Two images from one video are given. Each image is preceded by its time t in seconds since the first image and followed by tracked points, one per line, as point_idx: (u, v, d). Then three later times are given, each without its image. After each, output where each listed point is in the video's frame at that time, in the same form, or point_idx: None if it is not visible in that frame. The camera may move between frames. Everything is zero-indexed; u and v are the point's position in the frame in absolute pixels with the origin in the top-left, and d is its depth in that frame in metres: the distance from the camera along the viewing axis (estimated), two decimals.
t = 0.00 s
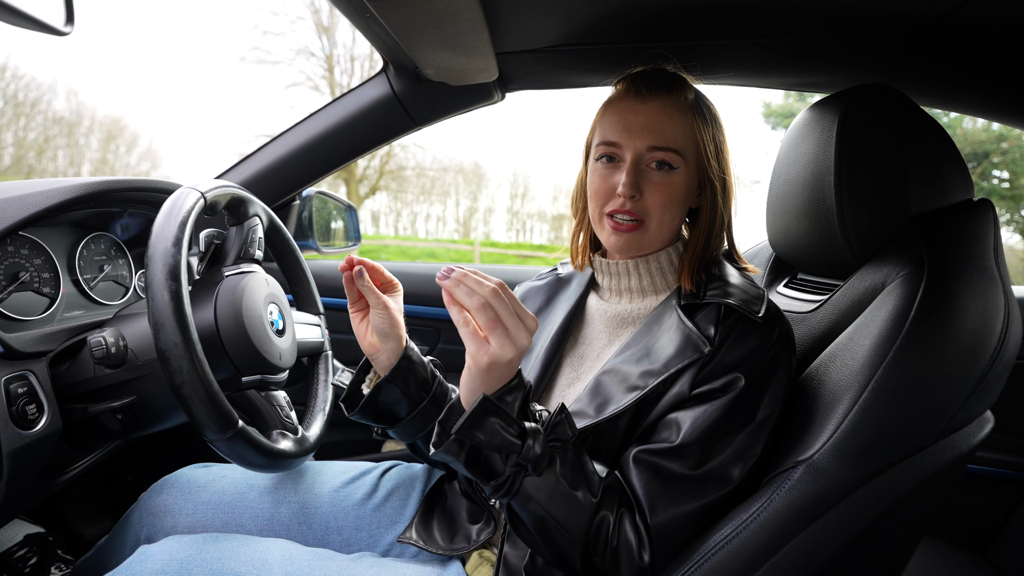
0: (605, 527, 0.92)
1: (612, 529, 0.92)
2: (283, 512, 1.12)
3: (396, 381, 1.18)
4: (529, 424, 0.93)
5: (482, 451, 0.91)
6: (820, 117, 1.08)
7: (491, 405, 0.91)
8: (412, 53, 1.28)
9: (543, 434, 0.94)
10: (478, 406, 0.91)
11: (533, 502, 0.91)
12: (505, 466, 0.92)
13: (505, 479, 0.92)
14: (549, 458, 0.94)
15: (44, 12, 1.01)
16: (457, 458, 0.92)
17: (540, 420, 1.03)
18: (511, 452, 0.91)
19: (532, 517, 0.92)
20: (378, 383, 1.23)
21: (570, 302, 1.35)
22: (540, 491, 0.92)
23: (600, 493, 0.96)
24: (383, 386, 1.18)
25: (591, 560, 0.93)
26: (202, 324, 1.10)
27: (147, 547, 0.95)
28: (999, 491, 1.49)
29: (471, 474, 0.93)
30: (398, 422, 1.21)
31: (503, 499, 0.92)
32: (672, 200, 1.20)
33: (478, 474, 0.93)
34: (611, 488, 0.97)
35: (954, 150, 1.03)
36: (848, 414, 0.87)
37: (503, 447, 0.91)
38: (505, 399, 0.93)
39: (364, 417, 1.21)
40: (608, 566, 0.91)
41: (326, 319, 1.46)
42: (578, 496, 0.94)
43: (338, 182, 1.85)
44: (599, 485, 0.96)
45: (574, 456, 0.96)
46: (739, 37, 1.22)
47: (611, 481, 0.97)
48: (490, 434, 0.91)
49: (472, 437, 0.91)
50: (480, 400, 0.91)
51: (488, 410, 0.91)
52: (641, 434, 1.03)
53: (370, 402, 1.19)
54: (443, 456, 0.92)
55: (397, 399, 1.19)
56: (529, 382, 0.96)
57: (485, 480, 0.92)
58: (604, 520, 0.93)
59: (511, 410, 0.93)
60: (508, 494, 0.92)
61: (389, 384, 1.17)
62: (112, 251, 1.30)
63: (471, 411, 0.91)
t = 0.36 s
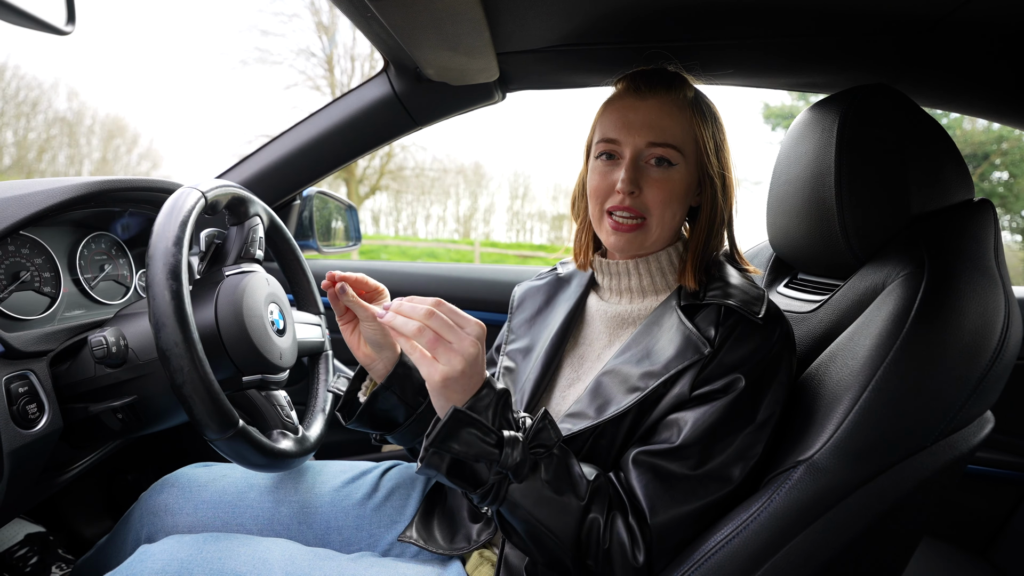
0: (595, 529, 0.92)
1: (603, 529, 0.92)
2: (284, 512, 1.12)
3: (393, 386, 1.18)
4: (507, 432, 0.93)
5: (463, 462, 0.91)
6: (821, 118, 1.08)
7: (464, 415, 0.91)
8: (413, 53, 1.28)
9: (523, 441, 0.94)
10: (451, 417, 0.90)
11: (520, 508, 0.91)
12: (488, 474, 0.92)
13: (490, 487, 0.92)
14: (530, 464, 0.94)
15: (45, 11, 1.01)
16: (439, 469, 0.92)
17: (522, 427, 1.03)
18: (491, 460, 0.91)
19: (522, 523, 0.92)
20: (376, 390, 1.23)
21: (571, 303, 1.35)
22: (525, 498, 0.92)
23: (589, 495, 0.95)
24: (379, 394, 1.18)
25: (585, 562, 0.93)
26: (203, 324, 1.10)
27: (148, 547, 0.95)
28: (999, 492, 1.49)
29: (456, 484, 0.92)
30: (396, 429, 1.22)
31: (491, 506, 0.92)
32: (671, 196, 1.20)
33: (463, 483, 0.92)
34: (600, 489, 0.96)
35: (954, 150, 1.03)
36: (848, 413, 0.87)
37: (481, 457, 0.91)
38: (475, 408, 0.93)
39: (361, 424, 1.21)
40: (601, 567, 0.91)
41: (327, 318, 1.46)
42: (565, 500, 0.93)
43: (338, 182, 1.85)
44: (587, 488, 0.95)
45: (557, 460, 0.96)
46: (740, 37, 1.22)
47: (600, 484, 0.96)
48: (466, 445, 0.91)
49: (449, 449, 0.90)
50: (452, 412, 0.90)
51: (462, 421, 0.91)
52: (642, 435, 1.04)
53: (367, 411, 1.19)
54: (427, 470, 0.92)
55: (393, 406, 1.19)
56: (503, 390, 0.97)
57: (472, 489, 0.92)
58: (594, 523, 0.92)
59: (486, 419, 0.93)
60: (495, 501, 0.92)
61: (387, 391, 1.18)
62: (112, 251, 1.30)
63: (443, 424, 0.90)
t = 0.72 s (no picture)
0: (594, 516, 0.92)
1: (602, 516, 0.92)
2: (283, 512, 1.12)
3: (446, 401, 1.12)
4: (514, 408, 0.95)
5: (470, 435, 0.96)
6: (820, 117, 1.08)
7: (472, 383, 0.94)
8: (413, 53, 1.28)
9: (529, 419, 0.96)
10: (460, 381, 0.93)
11: (523, 486, 0.93)
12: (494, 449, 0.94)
13: (495, 464, 0.94)
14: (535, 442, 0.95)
15: (45, 11, 1.01)
16: (445, 444, 0.97)
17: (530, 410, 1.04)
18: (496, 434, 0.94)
19: (523, 501, 0.93)
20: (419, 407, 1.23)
21: (571, 303, 1.35)
22: (529, 476, 0.93)
23: (589, 481, 0.95)
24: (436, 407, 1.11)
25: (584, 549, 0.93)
26: (203, 324, 1.10)
27: (148, 548, 0.95)
28: (998, 491, 1.49)
29: (462, 459, 0.96)
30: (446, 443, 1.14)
31: (496, 485, 0.95)
32: (654, 180, 1.20)
33: (469, 460, 0.96)
34: (600, 479, 0.96)
35: (954, 150, 1.03)
36: (848, 412, 0.87)
37: (486, 427, 0.93)
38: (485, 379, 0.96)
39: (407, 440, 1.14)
40: (601, 556, 0.91)
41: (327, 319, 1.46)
42: (568, 482, 0.94)
43: (338, 182, 1.84)
44: (587, 473, 0.96)
45: (562, 441, 0.97)
46: (739, 36, 1.22)
47: (601, 471, 0.97)
48: (474, 412, 0.94)
49: (457, 413, 0.93)
50: (462, 377, 0.93)
51: (472, 388, 0.93)
52: (641, 434, 1.03)
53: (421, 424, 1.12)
54: (435, 444, 0.98)
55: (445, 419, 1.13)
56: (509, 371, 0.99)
57: (477, 465, 0.96)
58: (593, 509, 0.92)
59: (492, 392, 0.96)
60: (500, 479, 0.94)
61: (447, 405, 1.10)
62: (112, 251, 1.30)
63: (454, 387, 0.93)
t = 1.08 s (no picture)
0: (594, 525, 0.91)
1: (602, 523, 0.91)
2: (284, 512, 1.13)
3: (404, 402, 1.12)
4: (504, 428, 0.90)
5: (461, 464, 0.87)
6: (821, 116, 1.08)
7: (461, 410, 0.85)
8: (413, 52, 1.27)
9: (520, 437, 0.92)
10: (448, 412, 0.84)
11: (520, 506, 0.89)
12: (488, 473, 0.88)
13: (489, 486, 0.89)
14: (529, 460, 0.91)
15: (45, 11, 1.01)
16: (437, 476, 0.87)
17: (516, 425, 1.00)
18: (489, 458, 0.87)
19: (522, 522, 0.90)
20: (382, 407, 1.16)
21: (572, 302, 1.35)
22: (525, 494, 0.90)
23: (586, 491, 0.94)
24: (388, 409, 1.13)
25: (585, 560, 0.91)
26: (203, 323, 1.10)
27: (148, 547, 0.95)
28: (1000, 491, 1.49)
29: (452, 487, 0.88)
30: (404, 441, 1.15)
31: (490, 506, 0.90)
32: (674, 188, 1.20)
33: (463, 485, 0.88)
34: (595, 488, 0.95)
35: (955, 148, 1.03)
36: (849, 411, 0.87)
37: (479, 453, 0.86)
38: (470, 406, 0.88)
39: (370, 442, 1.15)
40: (602, 564, 0.89)
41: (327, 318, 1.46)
42: (564, 496, 0.92)
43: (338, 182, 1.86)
44: (584, 483, 0.94)
45: (554, 456, 0.94)
46: (739, 35, 1.22)
47: (596, 480, 0.96)
48: (465, 440, 0.85)
49: (447, 446, 0.84)
50: (449, 407, 0.84)
51: (461, 416, 0.85)
52: (642, 434, 1.03)
53: (375, 426, 1.13)
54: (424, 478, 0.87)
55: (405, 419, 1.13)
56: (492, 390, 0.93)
57: (471, 490, 0.88)
58: (593, 518, 0.91)
59: (481, 414, 0.89)
60: (495, 501, 0.90)
61: (394, 408, 1.12)
62: (113, 251, 1.30)
63: (442, 418, 0.84)
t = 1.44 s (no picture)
0: (596, 524, 0.91)
1: (603, 522, 0.91)
2: (287, 508, 1.13)
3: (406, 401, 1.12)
4: (505, 429, 0.91)
5: (462, 465, 0.88)
6: (823, 113, 1.08)
7: (460, 413, 0.86)
8: (415, 50, 1.27)
9: (521, 438, 0.92)
10: (447, 414, 0.85)
11: (521, 506, 0.90)
12: (488, 473, 0.89)
13: (490, 487, 0.90)
14: (530, 460, 0.92)
15: (48, 8, 1.01)
16: (438, 477, 0.88)
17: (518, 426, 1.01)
18: (490, 459, 0.88)
19: (525, 523, 0.90)
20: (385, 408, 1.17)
21: (573, 301, 1.35)
22: (527, 495, 0.90)
23: (588, 491, 0.94)
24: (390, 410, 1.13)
25: (587, 558, 0.92)
26: (206, 322, 1.10)
27: (152, 544, 0.95)
28: (1001, 489, 1.49)
29: (453, 488, 0.89)
30: (406, 440, 1.15)
31: (492, 506, 0.91)
32: (671, 184, 1.20)
33: (464, 486, 0.89)
34: (597, 487, 0.95)
35: (957, 146, 1.03)
36: (851, 409, 0.87)
37: (480, 455, 0.87)
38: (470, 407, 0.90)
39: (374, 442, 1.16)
40: (603, 562, 0.90)
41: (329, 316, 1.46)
42: (565, 495, 0.92)
43: (340, 181, 1.99)
44: (585, 483, 0.95)
45: (556, 456, 0.95)
46: (741, 32, 1.22)
47: (598, 480, 0.96)
48: (464, 442, 0.86)
49: (447, 447, 0.85)
50: (450, 409, 0.86)
51: (460, 419, 0.86)
52: (643, 432, 1.03)
53: (377, 426, 1.13)
54: (426, 477, 0.89)
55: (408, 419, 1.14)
56: (491, 391, 0.94)
57: (472, 490, 0.89)
58: (595, 517, 0.91)
59: (481, 415, 0.91)
60: (496, 501, 0.90)
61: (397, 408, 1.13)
62: (116, 248, 1.30)
63: (441, 421, 0.85)
